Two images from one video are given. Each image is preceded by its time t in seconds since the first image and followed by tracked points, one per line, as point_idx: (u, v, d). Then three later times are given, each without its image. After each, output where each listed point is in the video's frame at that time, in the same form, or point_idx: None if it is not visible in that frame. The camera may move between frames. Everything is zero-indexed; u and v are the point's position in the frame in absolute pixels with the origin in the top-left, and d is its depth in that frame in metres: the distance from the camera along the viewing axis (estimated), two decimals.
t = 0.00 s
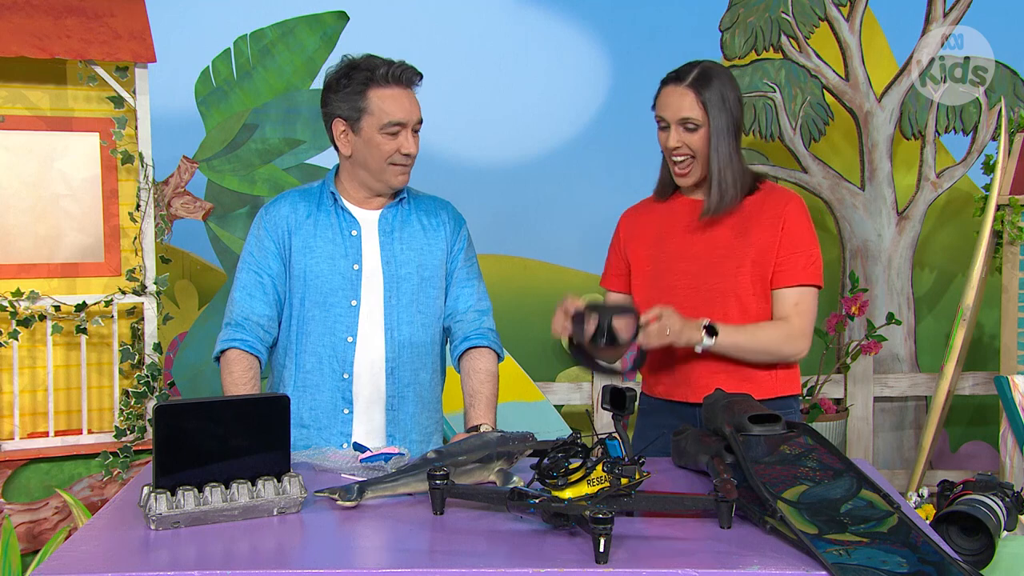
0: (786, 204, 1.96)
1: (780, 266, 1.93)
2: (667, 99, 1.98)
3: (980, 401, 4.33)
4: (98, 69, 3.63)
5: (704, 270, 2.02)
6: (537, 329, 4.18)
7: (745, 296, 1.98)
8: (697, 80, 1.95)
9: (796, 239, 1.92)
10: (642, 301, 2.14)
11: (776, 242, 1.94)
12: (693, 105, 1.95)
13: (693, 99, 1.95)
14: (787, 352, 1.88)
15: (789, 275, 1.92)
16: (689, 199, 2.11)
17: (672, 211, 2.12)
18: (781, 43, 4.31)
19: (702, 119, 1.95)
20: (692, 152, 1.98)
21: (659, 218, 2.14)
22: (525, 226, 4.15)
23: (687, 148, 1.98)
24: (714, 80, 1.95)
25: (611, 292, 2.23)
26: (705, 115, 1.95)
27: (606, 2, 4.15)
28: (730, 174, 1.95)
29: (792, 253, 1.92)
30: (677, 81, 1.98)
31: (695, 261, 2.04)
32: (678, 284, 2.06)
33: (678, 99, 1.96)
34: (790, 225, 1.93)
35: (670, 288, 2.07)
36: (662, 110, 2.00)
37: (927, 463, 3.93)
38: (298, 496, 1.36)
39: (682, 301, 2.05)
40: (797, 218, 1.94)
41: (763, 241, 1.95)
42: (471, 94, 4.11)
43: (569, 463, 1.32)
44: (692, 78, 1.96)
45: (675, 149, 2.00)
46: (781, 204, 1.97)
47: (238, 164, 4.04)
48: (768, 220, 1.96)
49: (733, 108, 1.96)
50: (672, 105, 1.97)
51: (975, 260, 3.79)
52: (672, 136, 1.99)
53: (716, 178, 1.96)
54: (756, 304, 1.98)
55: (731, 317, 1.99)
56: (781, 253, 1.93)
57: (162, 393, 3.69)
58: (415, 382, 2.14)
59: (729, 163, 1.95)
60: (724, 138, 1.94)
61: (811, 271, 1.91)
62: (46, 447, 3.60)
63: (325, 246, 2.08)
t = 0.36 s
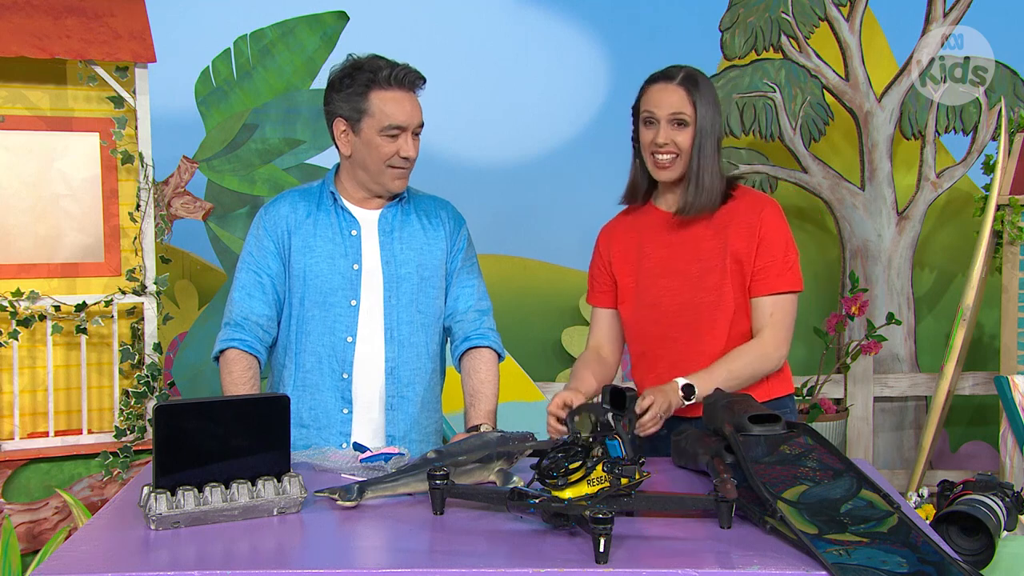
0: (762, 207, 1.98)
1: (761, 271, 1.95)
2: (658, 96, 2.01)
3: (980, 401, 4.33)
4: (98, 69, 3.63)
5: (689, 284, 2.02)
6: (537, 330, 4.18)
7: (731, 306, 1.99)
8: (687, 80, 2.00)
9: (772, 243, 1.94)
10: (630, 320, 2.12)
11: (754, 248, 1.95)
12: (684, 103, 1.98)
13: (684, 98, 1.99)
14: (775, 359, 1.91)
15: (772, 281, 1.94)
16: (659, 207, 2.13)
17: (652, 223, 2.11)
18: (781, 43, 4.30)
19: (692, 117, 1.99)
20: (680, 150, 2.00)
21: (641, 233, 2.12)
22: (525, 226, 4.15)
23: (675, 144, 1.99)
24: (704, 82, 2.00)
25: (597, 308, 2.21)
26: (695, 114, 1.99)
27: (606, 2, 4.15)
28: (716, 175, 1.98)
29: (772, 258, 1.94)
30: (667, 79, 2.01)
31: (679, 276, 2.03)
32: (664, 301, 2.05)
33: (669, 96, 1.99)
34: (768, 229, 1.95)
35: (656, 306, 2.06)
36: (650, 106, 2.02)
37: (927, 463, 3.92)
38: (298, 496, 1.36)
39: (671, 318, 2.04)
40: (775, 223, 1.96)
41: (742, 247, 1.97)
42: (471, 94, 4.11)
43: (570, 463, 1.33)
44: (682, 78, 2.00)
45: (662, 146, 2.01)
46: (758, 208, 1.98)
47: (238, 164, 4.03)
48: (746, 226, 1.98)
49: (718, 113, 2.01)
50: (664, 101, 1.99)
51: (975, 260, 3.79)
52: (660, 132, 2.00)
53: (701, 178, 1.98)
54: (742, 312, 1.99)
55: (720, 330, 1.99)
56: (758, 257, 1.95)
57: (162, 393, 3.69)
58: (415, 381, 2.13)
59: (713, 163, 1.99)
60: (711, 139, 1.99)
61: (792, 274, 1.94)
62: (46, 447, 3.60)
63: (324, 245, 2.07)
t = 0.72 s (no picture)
0: (757, 208, 2.00)
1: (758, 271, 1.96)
2: (660, 91, 2.00)
3: (979, 401, 4.33)
4: (98, 69, 3.62)
5: (688, 287, 2.02)
6: (537, 330, 4.18)
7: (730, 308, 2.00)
8: (688, 78, 2.00)
9: (768, 243, 1.96)
10: (629, 325, 2.11)
11: (750, 249, 1.97)
12: (688, 100, 1.99)
13: (687, 94, 1.99)
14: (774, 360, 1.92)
15: (768, 280, 1.95)
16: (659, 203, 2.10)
17: (648, 227, 2.10)
18: (781, 43, 4.30)
19: (694, 114, 2.00)
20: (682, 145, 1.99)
21: (637, 236, 2.11)
22: (524, 226, 4.15)
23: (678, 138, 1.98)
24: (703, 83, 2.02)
25: (593, 312, 2.19)
26: (697, 112, 2.00)
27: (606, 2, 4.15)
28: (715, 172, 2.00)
29: (768, 258, 1.95)
30: (669, 76, 2.01)
31: (677, 279, 2.03)
32: (664, 305, 2.04)
33: (673, 92, 1.99)
34: (763, 231, 1.97)
35: (655, 310, 2.06)
36: (653, 101, 2.00)
37: (927, 463, 3.92)
38: (298, 496, 1.36)
39: (671, 321, 2.04)
40: (769, 225, 1.97)
41: (739, 249, 1.98)
42: (471, 94, 4.11)
43: (569, 463, 1.33)
44: (683, 76, 2.01)
45: (665, 141, 1.98)
46: (753, 211, 2.00)
47: (238, 164, 4.03)
48: (742, 227, 1.99)
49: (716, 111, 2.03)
50: (667, 96, 1.98)
51: (975, 260, 3.79)
52: (665, 127, 1.98)
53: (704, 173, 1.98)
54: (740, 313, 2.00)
55: (720, 333, 2.00)
56: (755, 258, 1.96)
57: (162, 393, 3.69)
58: (414, 379, 2.14)
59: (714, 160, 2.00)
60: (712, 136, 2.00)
61: (788, 274, 1.95)
62: (46, 447, 3.60)
63: (322, 243, 2.07)
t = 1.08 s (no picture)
0: (774, 209, 2.02)
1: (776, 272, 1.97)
2: (681, 90, 2.05)
3: (979, 401, 4.33)
4: (98, 69, 3.62)
5: (701, 287, 2.03)
6: (537, 330, 4.18)
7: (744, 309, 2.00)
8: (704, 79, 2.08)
9: (787, 241, 1.97)
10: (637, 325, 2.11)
11: (768, 249, 1.98)
12: (708, 99, 2.05)
13: (706, 94, 2.05)
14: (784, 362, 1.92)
15: (785, 279, 1.96)
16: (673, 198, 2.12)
17: (658, 226, 2.10)
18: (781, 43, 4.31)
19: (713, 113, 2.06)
20: (704, 143, 2.05)
21: (647, 235, 2.11)
22: (524, 226, 4.15)
23: (701, 136, 2.04)
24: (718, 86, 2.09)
25: (597, 310, 2.18)
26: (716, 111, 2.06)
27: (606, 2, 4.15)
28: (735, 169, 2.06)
29: (786, 258, 1.96)
30: (687, 76, 2.07)
31: (690, 278, 2.04)
32: (674, 304, 2.04)
33: (693, 91, 2.05)
34: (781, 231, 1.98)
35: (666, 308, 2.05)
36: (673, 99, 2.05)
37: (927, 463, 3.92)
38: (298, 496, 1.36)
39: (682, 321, 2.04)
40: (787, 225, 1.99)
41: (756, 249, 1.99)
42: (471, 94, 4.11)
43: (569, 463, 1.33)
44: (700, 76, 2.07)
45: (689, 138, 2.03)
46: (769, 212, 2.02)
47: (238, 164, 4.03)
48: (760, 228, 2.01)
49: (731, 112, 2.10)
50: (688, 95, 2.04)
51: (975, 260, 3.79)
52: (689, 127, 2.03)
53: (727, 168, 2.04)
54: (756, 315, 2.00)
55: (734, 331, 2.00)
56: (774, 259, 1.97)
57: (162, 393, 3.69)
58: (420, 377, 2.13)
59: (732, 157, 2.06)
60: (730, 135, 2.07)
61: (810, 273, 1.95)
62: (46, 447, 3.60)
63: (324, 244, 2.06)
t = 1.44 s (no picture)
0: (782, 212, 2.02)
1: (784, 274, 1.98)
2: (691, 84, 2.04)
3: (979, 401, 4.33)
4: (98, 69, 3.62)
5: (709, 289, 2.03)
6: (537, 330, 4.18)
7: (751, 311, 2.01)
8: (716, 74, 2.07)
9: (796, 245, 1.97)
10: (643, 325, 2.11)
11: (777, 253, 1.99)
12: (719, 94, 2.04)
13: (717, 89, 2.04)
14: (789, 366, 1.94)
15: (792, 282, 1.95)
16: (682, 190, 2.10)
17: (667, 225, 2.10)
18: (781, 43, 4.31)
19: (723, 108, 2.04)
20: (712, 137, 2.03)
21: (657, 234, 2.11)
22: (524, 225, 4.15)
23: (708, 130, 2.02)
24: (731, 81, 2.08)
25: (604, 307, 2.17)
26: (726, 106, 2.05)
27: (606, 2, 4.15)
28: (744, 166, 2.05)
29: (794, 262, 1.96)
30: (698, 72, 2.07)
31: (697, 280, 2.04)
32: (681, 305, 2.05)
33: (702, 85, 2.04)
34: (789, 234, 1.98)
35: (672, 309, 2.06)
36: (683, 93, 2.04)
37: (927, 463, 3.92)
38: (298, 496, 1.36)
39: (687, 322, 2.05)
40: (795, 228, 1.99)
41: (764, 252, 2.00)
42: (471, 94, 4.11)
43: (569, 463, 1.33)
44: (710, 72, 2.07)
45: (697, 132, 2.02)
46: (777, 214, 2.02)
47: (238, 164, 4.03)
48: (768, 231, 2.01)
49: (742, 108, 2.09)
50: (697, 89, 2.03)
51: (975, 260, 3.79)
52: (695, 119, 2.02)
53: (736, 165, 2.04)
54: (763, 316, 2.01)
55: (740, 333, 2.02)
56: (782, 262, 1.98)
57: (162, 393, 3.69)
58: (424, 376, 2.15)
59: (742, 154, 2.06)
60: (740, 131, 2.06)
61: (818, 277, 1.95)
62: (46, 447, 3.60)
63: (330, 245, 2.06)
